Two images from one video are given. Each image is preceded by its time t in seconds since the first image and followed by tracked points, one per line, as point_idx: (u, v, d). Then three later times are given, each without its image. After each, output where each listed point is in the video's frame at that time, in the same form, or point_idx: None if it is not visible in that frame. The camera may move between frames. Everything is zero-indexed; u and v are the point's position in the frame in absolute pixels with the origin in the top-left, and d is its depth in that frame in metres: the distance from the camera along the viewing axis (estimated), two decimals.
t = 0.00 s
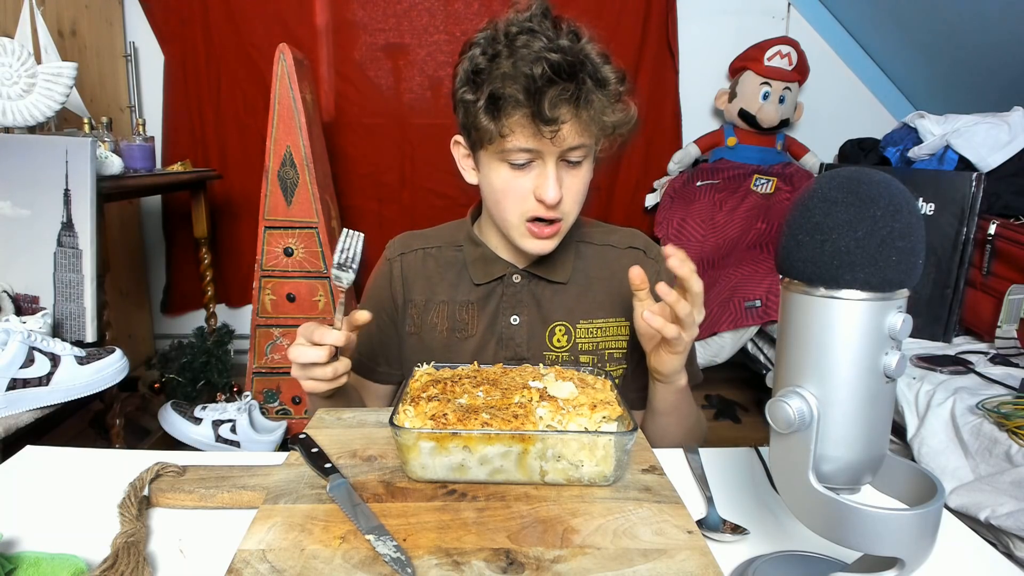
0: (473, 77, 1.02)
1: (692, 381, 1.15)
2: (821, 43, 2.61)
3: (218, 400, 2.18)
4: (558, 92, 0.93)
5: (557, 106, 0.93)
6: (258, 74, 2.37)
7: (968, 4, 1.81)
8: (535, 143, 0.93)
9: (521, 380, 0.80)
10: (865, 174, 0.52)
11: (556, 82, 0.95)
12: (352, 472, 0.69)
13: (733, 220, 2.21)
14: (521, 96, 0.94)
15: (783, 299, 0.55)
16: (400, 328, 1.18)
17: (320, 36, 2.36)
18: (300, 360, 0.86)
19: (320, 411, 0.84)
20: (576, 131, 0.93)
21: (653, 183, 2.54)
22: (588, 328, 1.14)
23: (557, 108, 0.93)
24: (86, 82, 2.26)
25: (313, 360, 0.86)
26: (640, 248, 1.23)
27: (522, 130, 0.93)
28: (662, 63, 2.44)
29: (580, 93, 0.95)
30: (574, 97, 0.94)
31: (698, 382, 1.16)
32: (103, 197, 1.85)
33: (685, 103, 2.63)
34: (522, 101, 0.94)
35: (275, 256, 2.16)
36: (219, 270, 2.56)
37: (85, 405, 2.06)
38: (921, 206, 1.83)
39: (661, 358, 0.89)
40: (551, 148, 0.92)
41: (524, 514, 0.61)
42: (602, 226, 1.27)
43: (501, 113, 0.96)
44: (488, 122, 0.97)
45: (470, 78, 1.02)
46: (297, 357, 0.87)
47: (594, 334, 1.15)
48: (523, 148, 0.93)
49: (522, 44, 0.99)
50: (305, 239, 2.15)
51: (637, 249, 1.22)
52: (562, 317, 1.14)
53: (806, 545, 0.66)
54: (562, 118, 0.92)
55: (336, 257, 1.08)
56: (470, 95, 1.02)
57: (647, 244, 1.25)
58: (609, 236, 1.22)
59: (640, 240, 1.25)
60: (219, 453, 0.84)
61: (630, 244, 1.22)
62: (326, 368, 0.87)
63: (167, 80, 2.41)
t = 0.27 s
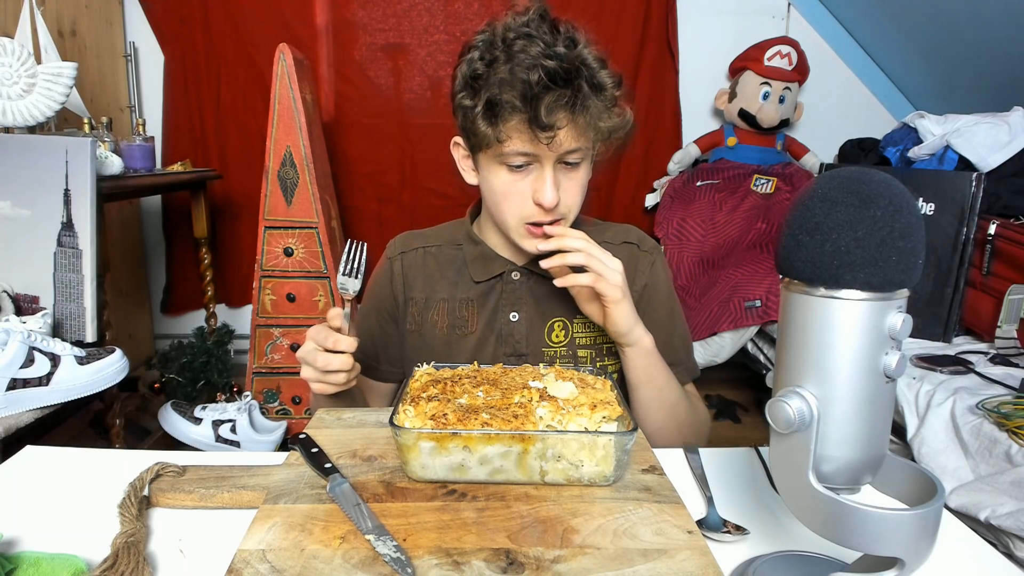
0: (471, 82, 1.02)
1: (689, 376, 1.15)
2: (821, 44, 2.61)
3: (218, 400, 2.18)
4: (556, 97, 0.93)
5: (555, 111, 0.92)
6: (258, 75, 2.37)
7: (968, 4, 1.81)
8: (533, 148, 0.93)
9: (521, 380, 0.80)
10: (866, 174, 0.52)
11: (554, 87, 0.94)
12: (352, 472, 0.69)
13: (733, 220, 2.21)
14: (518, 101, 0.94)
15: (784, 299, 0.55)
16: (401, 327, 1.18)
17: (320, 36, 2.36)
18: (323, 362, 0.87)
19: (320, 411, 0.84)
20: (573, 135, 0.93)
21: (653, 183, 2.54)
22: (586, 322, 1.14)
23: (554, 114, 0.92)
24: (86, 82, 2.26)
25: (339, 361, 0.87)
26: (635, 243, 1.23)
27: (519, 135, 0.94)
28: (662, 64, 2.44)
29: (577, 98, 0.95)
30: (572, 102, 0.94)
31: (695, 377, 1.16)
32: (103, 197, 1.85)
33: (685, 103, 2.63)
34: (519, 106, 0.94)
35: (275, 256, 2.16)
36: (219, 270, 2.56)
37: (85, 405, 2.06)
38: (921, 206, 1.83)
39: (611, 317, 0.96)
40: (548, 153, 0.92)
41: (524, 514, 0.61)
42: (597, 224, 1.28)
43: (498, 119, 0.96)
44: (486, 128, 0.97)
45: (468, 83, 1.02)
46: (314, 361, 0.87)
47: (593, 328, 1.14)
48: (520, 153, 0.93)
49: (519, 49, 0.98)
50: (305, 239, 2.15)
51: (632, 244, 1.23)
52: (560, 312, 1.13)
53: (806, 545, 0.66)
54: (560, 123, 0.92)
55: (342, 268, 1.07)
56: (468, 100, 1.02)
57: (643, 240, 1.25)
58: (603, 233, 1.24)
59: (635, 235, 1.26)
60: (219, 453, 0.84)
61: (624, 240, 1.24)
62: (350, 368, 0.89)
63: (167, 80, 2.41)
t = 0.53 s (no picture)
0: (467, 81, 1.02)
1: (688, 375, 1.15)
2: (821, 44, 2.61)
3: (218, 400, 2.18)
4: (550, 96, 0.93)
5: (549, 110, 0.92)
6: (258, 74, 2.37)
7: (968, 4, 1.81)
8: (527, 147, 0.93)
9: (521, 380, 0.80)
10: (866, 174, 0.52)
11: (548, 85, 0.94)
12: (353, 472, 0.69)
13: (733, 220, 2.21)
14: (513, 100, 0.94)
15: (784, 299, 0.55)
16: (401, 325, 1.18)
17: (320, 36, 2.36)
18: (320, 354, 0.87)
19: (320, 411, 0.84)
20: (568, 134, 0.93)
21: (653, 183, 2.54)
22: (585, 321, 1.14)
23: (548, 112, 0.92)
24: (86, 82, 2.26)
25: (337, 353, 0.88)
26: (633, 242, 1.23)
27: (515, 133, 0.94)
28: (662, 64, 2.44)
29: (571, 97, 0.95)
30: (566, 100, 0.94)
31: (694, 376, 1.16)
32: (103, 197, 1.85)
33: (685, 103, 2.63)
34: (514, 105, 0.94)
35: (275, 256, 2.16)
36: (219, 270, 2.56)
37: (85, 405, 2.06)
38: (921, 206, 1.83)
39: (606, 314, 0.96)
40: (544, 151, 0.92)
41: (524, 514, 0.61)
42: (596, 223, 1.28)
43: (493, 118, 0.96)
44: (482, 127, 0.98)
45: (464, 82, 1.03)
46: (311, 354, 0.87)
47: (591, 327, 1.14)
48: (516, 151, 0.93)
49: (514, 48, 0.98)
50: (305, 239, 2.15)
51: (630, 242, 1.23)
52: (558, 311, 1.13)
53: (806, 545, 0.66)
54: (554, 121, 0.92)
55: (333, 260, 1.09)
56: (464, 100, 1.02)
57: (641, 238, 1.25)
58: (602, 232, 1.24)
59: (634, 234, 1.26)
60: (219, 453, 0.84)
61: (622, 239, 1.24)
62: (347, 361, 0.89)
63: (167, 80, 2.41)
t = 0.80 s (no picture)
0: (467, 81, 1.02)
1: (688, 375, 1.15)
2: (821, 44, 2.61)
3: (218, 400, 2.18)
4: (550, 94, 0.93)
5: (549, 108, 0.92)
6: (258, 74, 2.37)
7: (968, 4, 1.81)
8: (528, 145, 0.93)
9: (521, 380, 0.80)
10: (867, 174, 0.52)
11: (548, 84, 0.94)
12: (352, 472, 0.69)
13: (733, 220, 2.21)
14: (513, 99, 0.94)
15: (784, 299, 0.55)
16: (400, 325, 1.18)
17: (320, 36, 2.36)
18: (322, 350, 0.87)
19: (320, 411, 0.84)
20: (568, 133, 0.93)
21: (653, 184, 2.54)
22: (585, 321, 1.14)
23: (549, 110, 0.92)
24: (86, 82, 2.26)
25: (338, 350, 0.88)
26: (632, 241, 1.23)
27: (515, 132, 0.94)
28: (661, 64, 2.44)
29: (571, 95, 0.95)
30: (566, 98, 0.94)
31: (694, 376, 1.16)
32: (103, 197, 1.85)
33: (685, 103, 2.63)
34: (514, 104, 0.94)
35: (275, 256, 2.16)
36: (219, 270, 2.56)
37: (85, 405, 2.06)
38: (921, 206, 1.83)
39: (606, 312, 0.96)
40: (544, 150, 0.92)
41: (524, 514, 0.61)
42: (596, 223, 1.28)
43: (493, 117, 0.96)
44: (482, 126, 0.98)
45: (464, 82, 1.02)
46: (312, 350, 0.87)
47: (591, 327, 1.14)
48: (516, 150, 0.94)
49: (514, 48, 0.98)
50: (305, 239, 2.15)
51: (630, 242, 1.23)
52: (558, 310, 1.13)
53: (806, 545, 0.66)
54: (554, 119, 0.92)
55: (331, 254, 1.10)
56: (464, 99, 1.02)
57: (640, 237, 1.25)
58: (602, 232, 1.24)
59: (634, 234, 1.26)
60: (219, 453, 0.84)
61: (622, 238, 1.24)
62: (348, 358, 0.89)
63: (167, 80, 2.41)
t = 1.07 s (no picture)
0: (465, 73, 1.02)
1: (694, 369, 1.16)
2: (821, 44, 2.61)
3: (218, 400, 2.18)
4: (548, 85, 0.93)
5: (546, 99, 0.93)
6: (258, 74, 2.37)
7: (968, 4, 1.81)
8: (524, 137, 0.94)
9: (521, 380, 0.80)
10: (867, 174, 0.52)
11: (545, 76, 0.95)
12: (352, 472, 0.69)
13: (733, 220, 2.21)
14: (510, 90, 0.94)
15: (784, 299, 0.55)
16: (398, 323, 1.18)
17: (320, 36, 2.36)
18: (325, 347, 0.87)
19: (320, 411, 0.84)
20: (564, 125, 0.94)
21: (653, 184, 2.54)
22: (584, 318, 1.14)
23: (546, 101, 0.93)
24: (86, 82, 2.26)
25: (339, 347, 0.88)
26: (631, 239, 1.24)
27: (511, 124, 0.94)
28: (661, 64, 2.44)
29: (570, 88, 0.95)
30: (564, 90, 0.95)
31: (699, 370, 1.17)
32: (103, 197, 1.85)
33: (685, 103, 2.63)
34: (511, 96, 0.94)
35: (275, 256, 2.16)
36: (219, 270, 2.56)
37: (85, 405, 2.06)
38: (921, 206, 1.83)
39: (618, 307, 0.95)
40: (540, 142, 0.93)
41: (524, 514, 0.61)
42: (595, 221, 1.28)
43: (489, 108, 0.96)
44: (479, 118, 0.98)
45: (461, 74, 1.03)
46: (314, 347, 0.87)
47: (589, 324, 1.14)
48: (512, 142, 0.94)
49: (512, 40, 0.98)
50: (305, 239, 2.15)
51: (629, 240, 1.23)
52: (557, 308, 1.13)
53: (806, 545, 0.66)
54: (551, 110, 0.93)
55: (333, 254, 1.08)
56: (462, 91, 1.02)
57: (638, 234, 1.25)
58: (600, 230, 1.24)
59: (631, 231, 1.26)
60: (219, 453, 0.84)
61: (621, 236, 1.24)
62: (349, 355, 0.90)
63: (167, 80, 2.41)
